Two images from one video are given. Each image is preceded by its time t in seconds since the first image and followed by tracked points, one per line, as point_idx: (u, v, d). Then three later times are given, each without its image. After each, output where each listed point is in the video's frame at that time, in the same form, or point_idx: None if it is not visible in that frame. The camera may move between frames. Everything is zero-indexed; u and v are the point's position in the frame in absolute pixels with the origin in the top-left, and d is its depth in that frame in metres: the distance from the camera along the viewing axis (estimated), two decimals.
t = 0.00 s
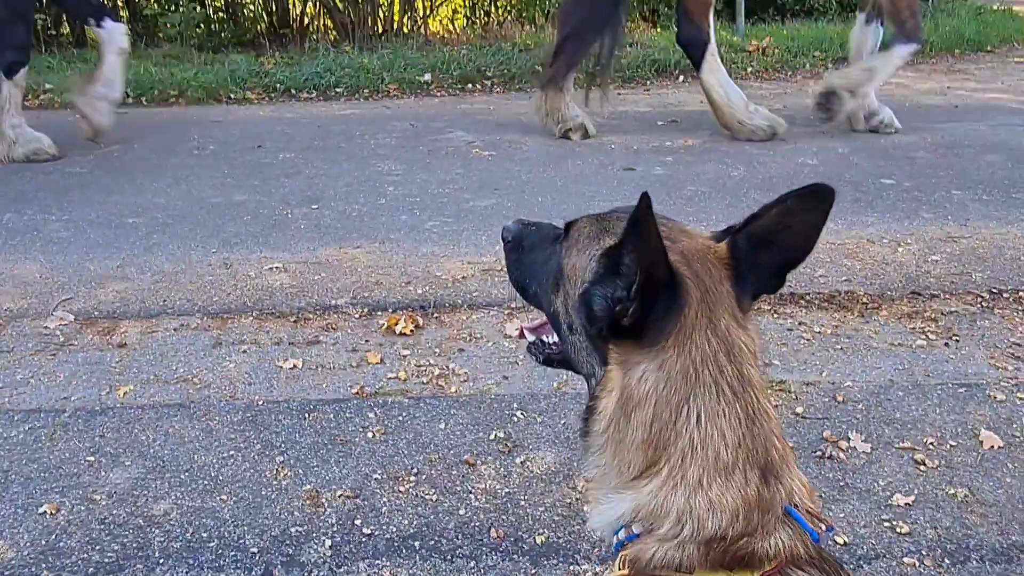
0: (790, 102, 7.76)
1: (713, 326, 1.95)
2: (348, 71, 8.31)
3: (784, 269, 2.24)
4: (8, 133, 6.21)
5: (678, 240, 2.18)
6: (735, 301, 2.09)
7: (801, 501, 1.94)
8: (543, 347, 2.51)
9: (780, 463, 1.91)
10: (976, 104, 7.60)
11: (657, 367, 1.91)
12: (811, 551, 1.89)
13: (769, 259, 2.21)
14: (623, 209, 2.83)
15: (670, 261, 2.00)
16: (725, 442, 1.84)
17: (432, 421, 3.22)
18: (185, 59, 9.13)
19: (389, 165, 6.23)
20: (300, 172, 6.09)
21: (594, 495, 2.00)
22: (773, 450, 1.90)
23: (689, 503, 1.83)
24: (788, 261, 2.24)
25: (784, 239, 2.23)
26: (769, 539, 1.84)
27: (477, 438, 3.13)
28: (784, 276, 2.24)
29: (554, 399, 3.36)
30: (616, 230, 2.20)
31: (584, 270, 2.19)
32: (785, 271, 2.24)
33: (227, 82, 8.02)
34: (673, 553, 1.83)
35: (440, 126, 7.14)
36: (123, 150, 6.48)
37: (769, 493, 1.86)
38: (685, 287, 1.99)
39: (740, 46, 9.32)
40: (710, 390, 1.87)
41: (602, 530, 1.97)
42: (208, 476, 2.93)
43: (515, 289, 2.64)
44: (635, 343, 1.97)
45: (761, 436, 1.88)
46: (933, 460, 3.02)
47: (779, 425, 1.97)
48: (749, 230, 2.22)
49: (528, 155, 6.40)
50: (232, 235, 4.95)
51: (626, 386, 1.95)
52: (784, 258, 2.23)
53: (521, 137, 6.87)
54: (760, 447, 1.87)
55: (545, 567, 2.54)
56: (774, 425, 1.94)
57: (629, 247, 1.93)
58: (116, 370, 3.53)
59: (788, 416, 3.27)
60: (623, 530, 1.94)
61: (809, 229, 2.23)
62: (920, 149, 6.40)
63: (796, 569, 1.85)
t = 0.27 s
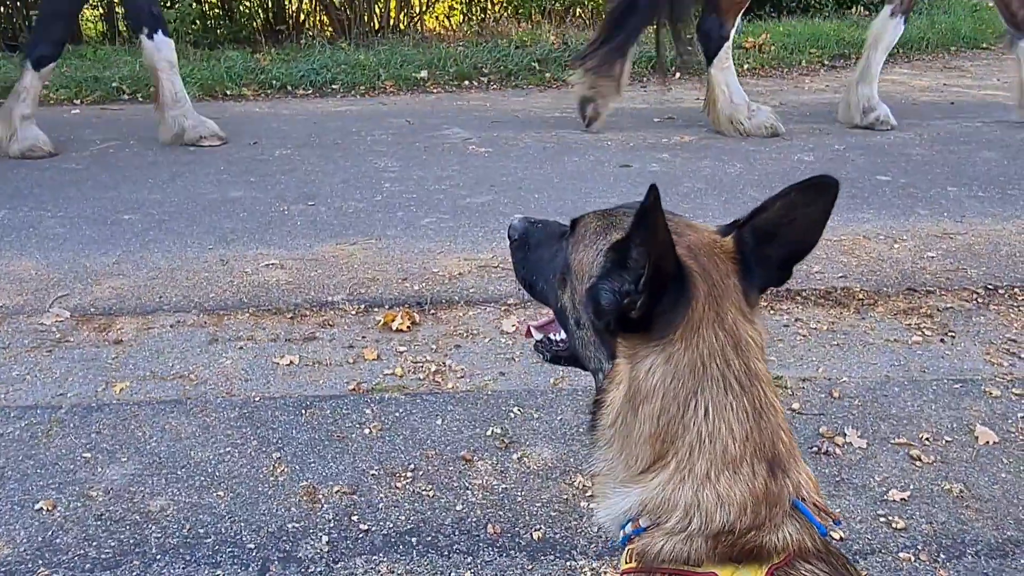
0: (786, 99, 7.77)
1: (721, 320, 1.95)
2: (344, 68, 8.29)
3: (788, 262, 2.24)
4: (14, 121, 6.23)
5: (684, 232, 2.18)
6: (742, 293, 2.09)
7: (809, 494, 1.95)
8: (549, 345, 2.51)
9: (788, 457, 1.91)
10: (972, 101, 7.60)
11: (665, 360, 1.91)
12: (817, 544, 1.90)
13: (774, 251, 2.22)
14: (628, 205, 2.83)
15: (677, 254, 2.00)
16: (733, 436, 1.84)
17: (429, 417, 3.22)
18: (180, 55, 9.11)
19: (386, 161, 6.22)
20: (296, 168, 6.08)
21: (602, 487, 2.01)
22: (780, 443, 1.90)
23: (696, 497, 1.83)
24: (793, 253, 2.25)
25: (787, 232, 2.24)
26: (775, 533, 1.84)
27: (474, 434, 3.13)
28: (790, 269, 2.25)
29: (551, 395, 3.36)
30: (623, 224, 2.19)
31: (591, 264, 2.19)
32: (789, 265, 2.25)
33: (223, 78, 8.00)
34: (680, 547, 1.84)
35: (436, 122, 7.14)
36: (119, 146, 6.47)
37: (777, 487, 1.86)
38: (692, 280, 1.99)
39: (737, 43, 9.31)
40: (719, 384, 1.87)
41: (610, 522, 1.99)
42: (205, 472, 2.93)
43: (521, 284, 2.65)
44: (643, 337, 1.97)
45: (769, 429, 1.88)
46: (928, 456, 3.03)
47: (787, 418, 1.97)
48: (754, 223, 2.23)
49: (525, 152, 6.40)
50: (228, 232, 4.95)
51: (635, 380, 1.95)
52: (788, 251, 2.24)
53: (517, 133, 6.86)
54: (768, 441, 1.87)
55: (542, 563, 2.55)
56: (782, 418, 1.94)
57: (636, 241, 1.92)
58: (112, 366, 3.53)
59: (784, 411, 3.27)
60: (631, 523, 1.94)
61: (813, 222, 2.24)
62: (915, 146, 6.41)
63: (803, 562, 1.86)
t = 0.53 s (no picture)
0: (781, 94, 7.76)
1: (737, 312, 1.94)
2: (339, 63, 8.26)
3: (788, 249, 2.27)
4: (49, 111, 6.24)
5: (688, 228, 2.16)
6: (749, 284, 2.10)
7: (819, 486, 1.95)
8: (535, 352, 2.44)
9: (799, 448, 1.92)
10: (966, 96, 7.61)
11: (682, 354, 1.90)
12: (828, 536, 1.90)
13: (777, 240, 2.24)
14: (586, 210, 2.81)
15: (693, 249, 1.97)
16: (751, 429, 1.84)
17: (423, 412, 3.21)
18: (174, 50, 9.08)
19: (380, 157, 6.20)
20: (291, 164, 6.06)
21: (615, 482, 1.99)
22: (793, 436, 1.90)
23: (711, 489, 1.83)
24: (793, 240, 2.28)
25: (790, 218, 2.25)
26: (786, 524, 1.84)
27: (469, 429, 3.12)
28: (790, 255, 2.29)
29: (546, 390, 3.35)
30: (623, 227, 2.15)
31: (598, 271, 2.14)
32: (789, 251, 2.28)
33: (217, 74, 7.97)
34: (690, 538, 1.84)
35: (431, 118, 7.12)
36: (112, 142, 6.44)
37: (790, 479, 1.87)
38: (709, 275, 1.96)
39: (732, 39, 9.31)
40: (735, 376, 1.87)
41: (619, 514, 1.98)
42: (199, 467, 2.92)
43: (494, 297, 2.56)
44: (658, 333, 1.94)
45: (782, 421, 1.89)
46: (924, 450, 3.03)
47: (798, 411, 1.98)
48: (753, 211, 2.26)
49: (520, 147, 6.39)
50: (222, 227, 4.93)
51: (651, 373, 1.94)
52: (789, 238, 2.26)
53: (513, 129, 6.85)
54: (781, 432, 1.88)
55: (538, 557, 2.54)
56: (793, 411, 1.95)
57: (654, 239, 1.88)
58: (106, 362, 3.51)
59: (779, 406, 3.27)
60: (638, 514, 1.93)
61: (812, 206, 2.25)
62: (910, 142, 6.41)
63: (812, 553, 1.85)
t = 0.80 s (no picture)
0: (776, 91, 7.77)
1: (723, 312, 1.95)
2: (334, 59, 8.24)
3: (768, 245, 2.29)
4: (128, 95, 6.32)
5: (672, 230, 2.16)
6: (731, 283, 2.11)
7: (812, 479, 1.97)
8: (511, 356, 2.41)
9: (792, 444, 1.93)
10: (960, 94, 7.62)
11: (672, 357, 1.90)
12: (826, 529, 1.91)
13: (756, 237, 2.26)
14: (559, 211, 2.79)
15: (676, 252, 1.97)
16: (745, 428, 1.84)
17: (418, 410, 3.21)
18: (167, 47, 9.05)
19: (375, 153, 6.19)
20: (285, 160, 6.05)
21: (609, 488, 1.98)
22: (785, 431, 1.91)
23: (710, 490, 1.83)
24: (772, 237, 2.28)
25: (770, 215, 2.26)
26: (787, 519, 1.85)
27: (465, 426, 3.12)
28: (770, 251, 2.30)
29: (542, 387, 3.35)
30: (605, 231, 2.15)
31: (582, 275, 2.13)
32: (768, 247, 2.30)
33: (211, 70, 7.94)
34: (692, 539, 1.84)
35: (426, 114, 7.11)
36: (106, 138, 6.42)
37: (786, 474, 1.88)
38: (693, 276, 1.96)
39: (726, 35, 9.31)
40: (726, 375, 1.87)
41: (614, 519, 1.97)
42: (193, 465, 2.91)
43: (468, 300, 2.52)
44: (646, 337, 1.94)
45: (774, 418, 1.90)
46: (918, 446, 3.03)
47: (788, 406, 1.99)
48: (732, 209, 2.26)
49: (514, 144, 6.38)
50: (217, 224, 4.92)
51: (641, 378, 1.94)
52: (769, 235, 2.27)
53: (507, 126, 6.84)
54: (774, 429, 1.89)
55: (534, 554, 2.54)
56: (784, 407, 1.96)
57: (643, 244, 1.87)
58: (99, 359, 3.50)
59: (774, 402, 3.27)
60: (632, 517, 1.93)
61: (789, 203, 2.26)
62: (905, 138, 6.43)
63: (813, 547, 1.86)
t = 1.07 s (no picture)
0: (773, 90, 7.78)
1: (710, 312, 1.96)
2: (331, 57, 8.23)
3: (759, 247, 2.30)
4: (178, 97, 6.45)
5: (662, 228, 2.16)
6: (720, 283, 2.11)
7: (801, 479, 1.98)
8: (507, 353, 2.41)
9: (779, 444, 1.94)
10: (957, 92, 7.63)
11: (659, 356, 1.90)
12: (815, 529, 1.91)
13: (748, 237, 2.27)
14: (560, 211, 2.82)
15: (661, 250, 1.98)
16: (732, 427, 1.85)
17: (415, 408, 3.21)
18: (164, 44, 9.04)
19: (372, 152, 6.19)
20: (282, 158, 6.04)
21: (598, 488, 1.98)
22: (772, 431, 1.92)
23: (697, 489, 1.83)
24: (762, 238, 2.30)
25: (760, 216, 2.28)
26: (776, 519, 1.86)
27: (461, 425, 3.12)
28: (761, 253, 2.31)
29: (539, 386, 3.35)
30: (595, 226, 2.16)
31: (570, 269, 2.14)
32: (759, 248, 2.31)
33: (208, 68, 7.93)
34: (680, 539, 1.83)
35: (423, 112, 7.10)
36: (102, 136, 6.41)
37: (774, 474, 1.88)
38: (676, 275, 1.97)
39: (723, 34, 9.31)
40: (713, 375, 1.88)
41: (603, 521, 1.97)
42: (190, 464, 2.91)
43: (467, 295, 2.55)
44: (632, 335, 1.95)
45: (761, 418, 1.91)
46: (914, 445, 3.04)
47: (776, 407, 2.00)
48: (723, 211, 2.27)
49: (511, 142, 6.38)
50: (213, 222, 4.91)
51: (629, 378, 1.94)
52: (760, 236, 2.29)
53: (505, 124, 6.84)
54: (762, 429, 1.89)
55: (530, 553, 2.55)
56: (772, 407, 1.97)
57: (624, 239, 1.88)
58: (96, 357, 3.50)
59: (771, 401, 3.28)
60: (622, 517, 1.92)
61: (780, 204, 2.29)
62: (901, 137, 6.44)
63: (802, 547, 1.86)
